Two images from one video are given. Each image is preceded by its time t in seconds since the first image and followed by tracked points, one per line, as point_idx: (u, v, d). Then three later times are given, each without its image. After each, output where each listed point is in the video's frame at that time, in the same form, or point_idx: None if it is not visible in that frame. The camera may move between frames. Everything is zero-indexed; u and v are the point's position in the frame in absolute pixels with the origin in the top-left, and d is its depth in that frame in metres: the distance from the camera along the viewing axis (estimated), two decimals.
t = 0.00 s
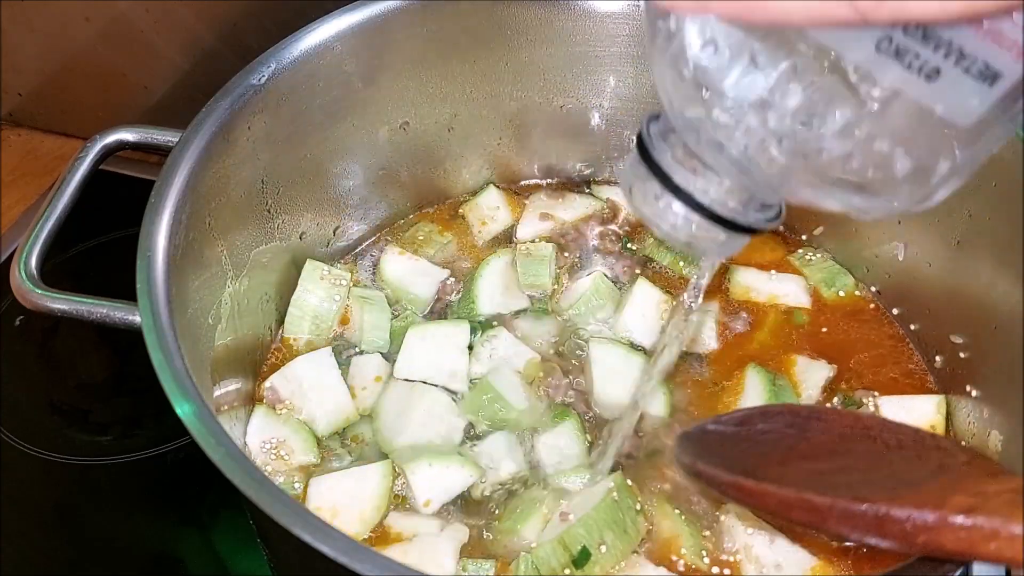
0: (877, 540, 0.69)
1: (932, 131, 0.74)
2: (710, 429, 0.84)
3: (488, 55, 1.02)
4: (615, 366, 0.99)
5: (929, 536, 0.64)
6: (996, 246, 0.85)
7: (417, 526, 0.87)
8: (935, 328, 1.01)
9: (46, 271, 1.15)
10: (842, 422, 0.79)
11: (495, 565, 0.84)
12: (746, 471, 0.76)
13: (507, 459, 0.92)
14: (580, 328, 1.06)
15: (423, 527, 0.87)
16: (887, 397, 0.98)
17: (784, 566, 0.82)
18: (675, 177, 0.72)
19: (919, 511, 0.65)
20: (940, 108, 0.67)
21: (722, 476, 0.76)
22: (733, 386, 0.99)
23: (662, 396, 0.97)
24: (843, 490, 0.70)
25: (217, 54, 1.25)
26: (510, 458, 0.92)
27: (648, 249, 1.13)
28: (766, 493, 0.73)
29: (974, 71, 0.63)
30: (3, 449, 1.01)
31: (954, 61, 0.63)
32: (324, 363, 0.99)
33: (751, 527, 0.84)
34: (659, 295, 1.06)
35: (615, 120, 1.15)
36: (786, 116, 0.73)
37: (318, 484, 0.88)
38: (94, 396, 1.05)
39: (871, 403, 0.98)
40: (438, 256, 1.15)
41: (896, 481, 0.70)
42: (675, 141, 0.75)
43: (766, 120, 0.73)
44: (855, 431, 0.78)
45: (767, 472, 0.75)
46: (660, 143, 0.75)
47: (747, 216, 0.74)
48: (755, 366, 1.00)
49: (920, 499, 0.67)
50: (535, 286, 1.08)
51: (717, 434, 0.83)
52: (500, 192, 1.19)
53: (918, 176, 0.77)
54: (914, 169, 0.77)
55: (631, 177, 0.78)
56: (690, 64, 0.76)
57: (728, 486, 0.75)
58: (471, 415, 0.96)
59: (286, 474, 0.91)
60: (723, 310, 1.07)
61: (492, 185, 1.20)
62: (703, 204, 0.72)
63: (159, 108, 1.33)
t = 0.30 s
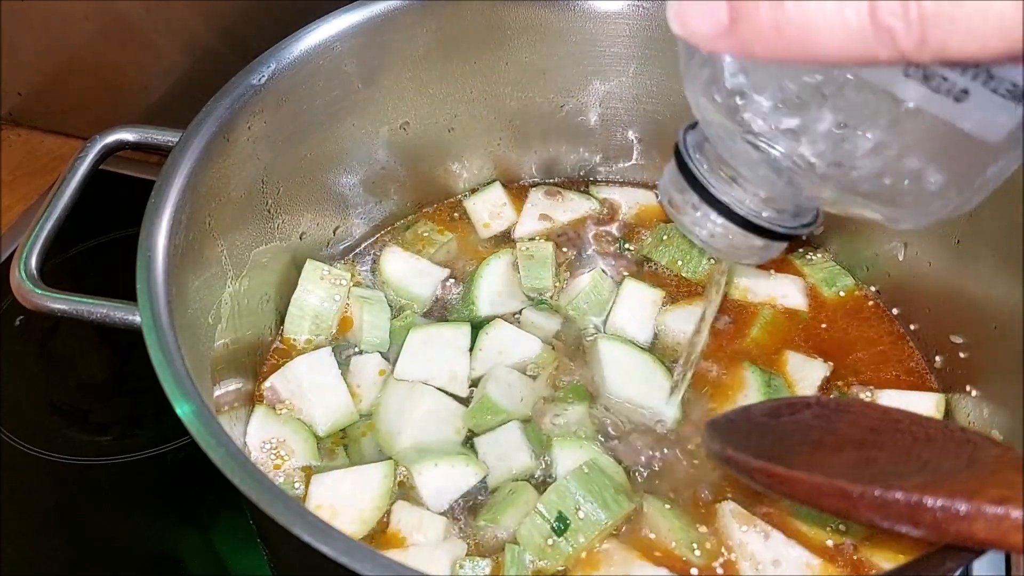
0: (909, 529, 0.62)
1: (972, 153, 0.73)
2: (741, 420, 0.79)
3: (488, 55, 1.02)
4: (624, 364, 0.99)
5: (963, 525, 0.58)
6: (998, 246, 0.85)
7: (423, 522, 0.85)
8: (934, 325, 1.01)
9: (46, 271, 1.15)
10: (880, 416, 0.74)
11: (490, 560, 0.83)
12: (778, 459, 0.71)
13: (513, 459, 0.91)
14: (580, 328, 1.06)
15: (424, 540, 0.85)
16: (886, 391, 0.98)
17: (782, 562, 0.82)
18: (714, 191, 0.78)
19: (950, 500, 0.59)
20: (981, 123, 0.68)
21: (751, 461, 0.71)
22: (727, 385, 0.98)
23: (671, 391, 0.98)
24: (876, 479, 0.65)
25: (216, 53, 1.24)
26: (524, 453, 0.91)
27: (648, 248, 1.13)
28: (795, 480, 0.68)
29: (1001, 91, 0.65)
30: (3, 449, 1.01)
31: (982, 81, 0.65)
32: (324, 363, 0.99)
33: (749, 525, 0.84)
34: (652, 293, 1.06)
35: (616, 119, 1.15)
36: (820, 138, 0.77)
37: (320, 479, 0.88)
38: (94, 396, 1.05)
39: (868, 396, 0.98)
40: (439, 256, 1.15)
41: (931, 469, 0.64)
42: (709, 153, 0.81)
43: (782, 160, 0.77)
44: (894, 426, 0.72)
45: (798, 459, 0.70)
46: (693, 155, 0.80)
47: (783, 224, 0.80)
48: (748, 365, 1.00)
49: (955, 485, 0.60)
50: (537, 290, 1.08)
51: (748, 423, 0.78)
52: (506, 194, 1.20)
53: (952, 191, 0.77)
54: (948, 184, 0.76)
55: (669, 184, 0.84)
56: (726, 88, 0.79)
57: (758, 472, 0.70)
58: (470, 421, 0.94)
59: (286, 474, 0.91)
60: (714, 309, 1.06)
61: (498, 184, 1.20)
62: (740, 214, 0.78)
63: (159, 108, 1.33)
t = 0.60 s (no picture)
0: (926, 496, 0.62)
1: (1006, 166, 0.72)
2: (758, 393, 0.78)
3: (488, 55, 1.02)
4: (627, 363, 0.98)
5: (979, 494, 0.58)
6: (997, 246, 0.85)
7: (425, 521, 0.86)
8: (935, 325, 1.01)
9: (46, 271, 1.15)
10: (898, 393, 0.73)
11: (490, 561, 0.83)
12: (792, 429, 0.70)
13: (513, 459, 0.91)
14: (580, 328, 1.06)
15: (425, 542, 0.85)
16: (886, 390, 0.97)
17: (780, 563, 0.82)
18: (748, 205, 0.82)
19: (968, 467, 0.58)
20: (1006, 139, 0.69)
21: (767, 431, 0.70)
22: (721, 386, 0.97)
23: (671, 396, 0.96)
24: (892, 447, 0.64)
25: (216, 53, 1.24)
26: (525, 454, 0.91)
27: (647, 248, 1.13)
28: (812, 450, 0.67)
29: None
30: (3, 449, 1.01)
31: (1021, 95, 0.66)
32: (323, 363, 0.99)
33: (749, 524, 0.84)
34: (652, 292, 1.06)
35: (616, 119, 1.15)
36: (857, 153, 0.76)
37: (320, 480, 0.88)
38: (94, 396, 1.05)
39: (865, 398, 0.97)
40: (440, 255, 1.15)
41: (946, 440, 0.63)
42: (743, 166, 0.83)
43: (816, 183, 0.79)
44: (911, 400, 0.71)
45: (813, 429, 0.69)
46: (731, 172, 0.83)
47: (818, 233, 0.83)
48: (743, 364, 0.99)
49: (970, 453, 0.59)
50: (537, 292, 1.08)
51: (766, 395, 0.77)
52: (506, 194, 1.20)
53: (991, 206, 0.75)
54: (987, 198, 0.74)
55: (704, 195, 0.89)
56: (762, 103, 0.78)
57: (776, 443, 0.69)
58: (468, 421, 0.95)
59: (286, 474, 0.91)
60: (710, 307, 1.07)
61: (497, 184, 1.20)
62: (775, 227, 0.82)
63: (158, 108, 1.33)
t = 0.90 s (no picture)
0: (957, 469, 0.68)
1: None
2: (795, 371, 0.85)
3: (488, 56, 1.02)
4: (627, 362, 0.99)
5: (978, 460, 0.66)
6: (997, 247, 0.85)
7: (426, 520, 0.85)
8: (935, 325, 1.01)
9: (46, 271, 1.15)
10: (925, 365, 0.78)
11: (490, 560, 0.83)
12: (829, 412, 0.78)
13: (512, 459, 0.91)
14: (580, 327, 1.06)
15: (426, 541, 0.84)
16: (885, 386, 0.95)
17: (778, 561, 0.82)
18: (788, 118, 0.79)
19: (997, 440, 0.65)
20: None
21: (799, 410, 0.79)
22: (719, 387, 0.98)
23: (672, 396, 0.96)
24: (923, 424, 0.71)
25: (216, 54, 1.24)
26: (524, 454, 0.91)
27: (646, 248, 1.13)
28: (845, 426, 0.75)
29: None
30: (3, 449, 1.01)
31: None
32: (323, 364, 0.99)
33: (746, 522, 0.84)
34: (652, 292, 1.06)
35: (616, 119, 1.15)
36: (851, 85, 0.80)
37: (321, 480, 0.88)
38: (94, 396, 1.05)
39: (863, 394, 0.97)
40: (440, 255, 1.15)
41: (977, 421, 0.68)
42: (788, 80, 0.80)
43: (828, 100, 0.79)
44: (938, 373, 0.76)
45: (848, 411, 0.76)
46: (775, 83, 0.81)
47: (839, 166, 0.81)
48: (741, 363, 0.99)
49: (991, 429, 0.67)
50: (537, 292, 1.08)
51: (797, 375, 0.84)
52: (507, 194, 1.20)
53: None
54: None
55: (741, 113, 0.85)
56: None
57: (803, 419, 0.79)
58: (468, 421, 0.95)
59: (286, 474, 0.91)
60: (709, 306, 1.07)
61: (496, 184, 1.20)
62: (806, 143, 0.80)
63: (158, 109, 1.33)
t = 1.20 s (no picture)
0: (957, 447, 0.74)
1: None
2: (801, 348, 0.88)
3: (488, 55, 1.02)
4: (627, 362, 0.98)
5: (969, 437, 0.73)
6: (997, 247, 0.85)
7: (430, 518, 0.85)
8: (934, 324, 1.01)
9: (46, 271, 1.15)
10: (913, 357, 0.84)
11: (490, 559, 0.83)
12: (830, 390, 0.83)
13: (514, 458, 0.90)
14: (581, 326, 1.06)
15: (428, 540, 0.84)
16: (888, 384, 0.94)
17: (778, 559, 0.82)
18: None
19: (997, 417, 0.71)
20: None
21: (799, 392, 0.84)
22: (716, 388, 0.98)
23: (672, 396, 0.96)
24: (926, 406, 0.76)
25: (215, 54, 1.24)
26: (526, 453, 0.90)
27: (645, 248, 1.13)
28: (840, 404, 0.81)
29: None
30: (3, 449, 1.01)
31: None
32: (323, 363, 0.99)
33: (745, 521, 0.84)
34: (652, 292, 1.06)
35: (616, 119, 1.15)
36: None
37: (320, 479, 0.88)
38: (94, 396, 1.05)
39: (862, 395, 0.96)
40: (440, 254, 1.15)
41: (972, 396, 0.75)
42: None
43: None
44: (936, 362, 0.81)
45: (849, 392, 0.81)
46: None
47: None
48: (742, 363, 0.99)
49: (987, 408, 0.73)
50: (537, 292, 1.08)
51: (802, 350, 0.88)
52: (507, 194, 1.20)
53: None
54: None
55: None
56: None
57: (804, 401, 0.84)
58: (468, 421, 0.95)
59: (286, 474, 0.91)
60: (708, 306, 1.07)
61: (497, 184, 1.20)
62: None
63: (158, 109, 1.33)
